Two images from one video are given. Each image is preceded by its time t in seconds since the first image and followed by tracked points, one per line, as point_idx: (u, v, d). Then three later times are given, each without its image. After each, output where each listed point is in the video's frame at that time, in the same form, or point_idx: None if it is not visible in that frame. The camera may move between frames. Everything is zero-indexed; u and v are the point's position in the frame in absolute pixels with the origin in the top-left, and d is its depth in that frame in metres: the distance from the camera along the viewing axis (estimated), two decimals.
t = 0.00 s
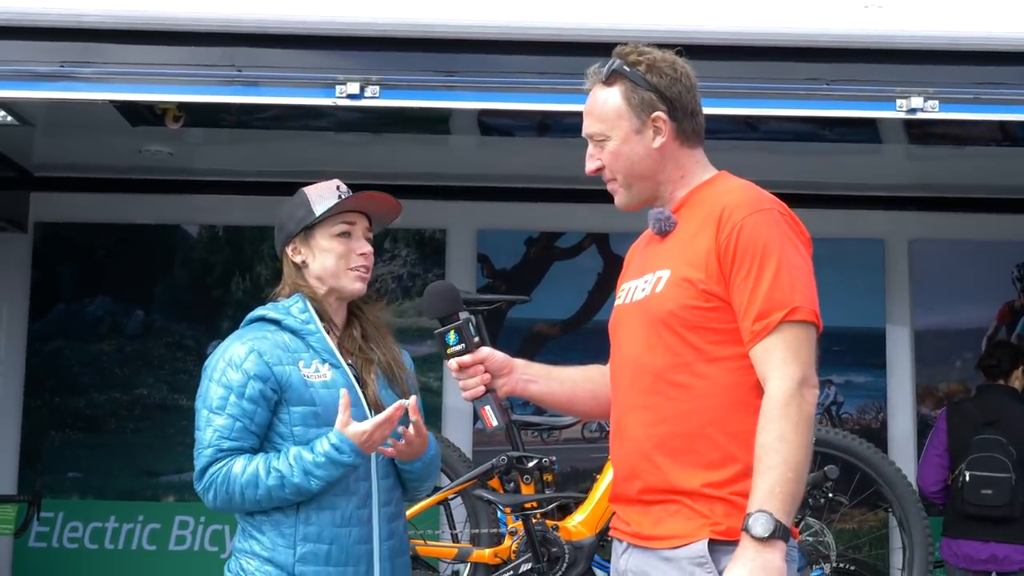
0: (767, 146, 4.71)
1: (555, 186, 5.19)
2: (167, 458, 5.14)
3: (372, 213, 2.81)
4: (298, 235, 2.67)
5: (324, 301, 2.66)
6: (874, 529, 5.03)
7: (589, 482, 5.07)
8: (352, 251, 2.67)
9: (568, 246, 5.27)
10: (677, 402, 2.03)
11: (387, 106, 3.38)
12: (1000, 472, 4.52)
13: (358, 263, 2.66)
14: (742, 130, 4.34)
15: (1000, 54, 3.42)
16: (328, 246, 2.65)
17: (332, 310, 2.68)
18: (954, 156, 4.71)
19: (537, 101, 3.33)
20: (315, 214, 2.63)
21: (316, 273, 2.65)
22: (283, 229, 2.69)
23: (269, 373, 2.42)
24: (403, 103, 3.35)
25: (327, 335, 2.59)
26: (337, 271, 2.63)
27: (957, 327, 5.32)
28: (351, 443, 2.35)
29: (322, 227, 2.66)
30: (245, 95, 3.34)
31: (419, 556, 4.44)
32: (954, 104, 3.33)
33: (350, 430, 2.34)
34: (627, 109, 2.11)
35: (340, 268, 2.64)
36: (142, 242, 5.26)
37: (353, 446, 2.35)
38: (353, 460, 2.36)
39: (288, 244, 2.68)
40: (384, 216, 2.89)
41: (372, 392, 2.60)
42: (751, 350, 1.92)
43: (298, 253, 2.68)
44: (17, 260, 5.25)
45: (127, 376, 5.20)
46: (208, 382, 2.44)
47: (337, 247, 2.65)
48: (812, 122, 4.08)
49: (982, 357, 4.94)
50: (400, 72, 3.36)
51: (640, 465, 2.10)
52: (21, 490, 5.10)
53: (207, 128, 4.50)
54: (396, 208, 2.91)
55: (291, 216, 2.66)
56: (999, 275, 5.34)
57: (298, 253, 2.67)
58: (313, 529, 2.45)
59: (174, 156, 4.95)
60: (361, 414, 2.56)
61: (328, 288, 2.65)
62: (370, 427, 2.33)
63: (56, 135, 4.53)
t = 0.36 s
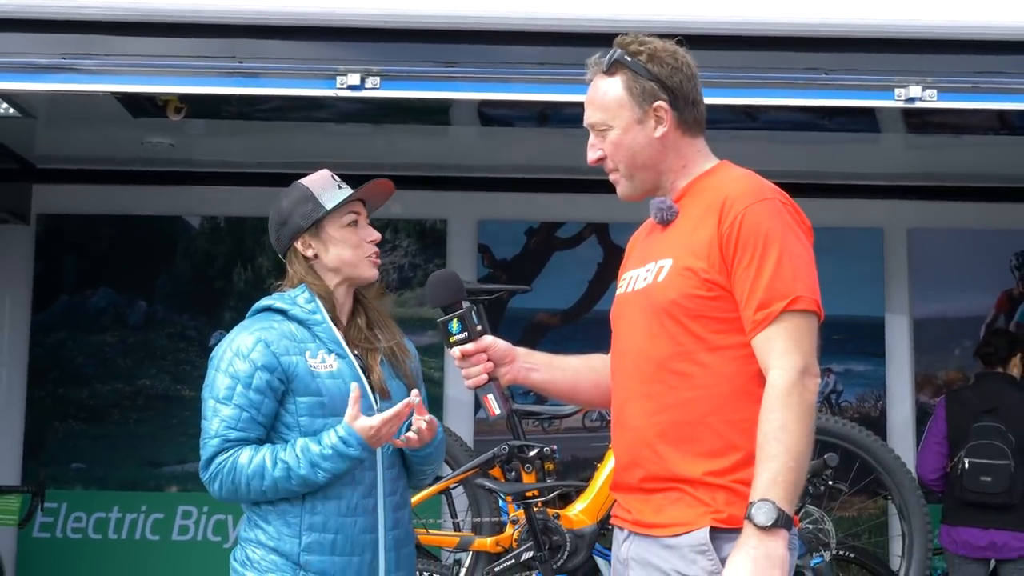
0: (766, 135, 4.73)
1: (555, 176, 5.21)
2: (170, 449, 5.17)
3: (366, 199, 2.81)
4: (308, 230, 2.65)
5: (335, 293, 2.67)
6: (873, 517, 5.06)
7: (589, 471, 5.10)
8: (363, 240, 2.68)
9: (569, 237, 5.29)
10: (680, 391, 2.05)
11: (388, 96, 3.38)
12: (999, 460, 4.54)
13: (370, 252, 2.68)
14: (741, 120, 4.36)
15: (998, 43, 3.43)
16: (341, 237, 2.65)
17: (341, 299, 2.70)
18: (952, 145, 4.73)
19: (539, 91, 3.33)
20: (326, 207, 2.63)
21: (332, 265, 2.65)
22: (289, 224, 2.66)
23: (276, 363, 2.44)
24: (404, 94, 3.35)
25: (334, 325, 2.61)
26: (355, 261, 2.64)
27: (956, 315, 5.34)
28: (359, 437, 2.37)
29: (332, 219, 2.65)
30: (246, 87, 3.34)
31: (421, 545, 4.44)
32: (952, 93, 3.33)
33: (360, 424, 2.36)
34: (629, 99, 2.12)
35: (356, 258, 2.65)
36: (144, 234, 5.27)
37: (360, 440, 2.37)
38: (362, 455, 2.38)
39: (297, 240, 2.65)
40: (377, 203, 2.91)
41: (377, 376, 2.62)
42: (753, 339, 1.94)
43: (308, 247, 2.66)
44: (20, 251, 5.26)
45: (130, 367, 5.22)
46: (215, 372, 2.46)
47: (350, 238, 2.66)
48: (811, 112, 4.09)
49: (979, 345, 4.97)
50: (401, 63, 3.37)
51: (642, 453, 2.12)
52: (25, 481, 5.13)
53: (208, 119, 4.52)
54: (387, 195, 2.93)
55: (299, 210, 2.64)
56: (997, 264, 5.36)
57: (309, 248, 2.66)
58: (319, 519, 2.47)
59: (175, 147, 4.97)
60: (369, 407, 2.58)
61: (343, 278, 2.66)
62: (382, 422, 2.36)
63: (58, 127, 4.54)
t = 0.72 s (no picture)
0: (769, 133, 4.72)
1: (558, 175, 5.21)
2: (174, 447, 5.18)
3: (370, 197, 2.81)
4: (312, 227, 2.65)
5: (339, 291, 2.67)
6: (878, 513, 5.05)
7: (593, 469, 5.10)
8: (366, 238, 2.68)
9: (572, 234, 5.29)
10: (685, 388, 2.05)
11: (391, 95, 3.39)
12: (1003, 456, 4.56)
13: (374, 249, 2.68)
14: (744, 117, 4.36)
15: (1001, 39, 3.43)
16: (345, 235, 2.65)
17: (344, 298, 2.69)
18: (955, 141, 4.73)
19: (542, 90, 3.35)
20: (330, 205, 2.63)
21: (335, 264, 2.65)
22: (293, 222, 2.66)
23: (283, 362, 2.44)
24: (407, 92, 3.35)
25: (338, 323, 2.62)
26: (358, 259, 2.64)
27: (960, 311, 5.33)
28: (368, 437, 2.38)
29: (335, 218, 2.66)
30: (250, 86, 3.37)
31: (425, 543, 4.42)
32: (956, 89, 3.36)
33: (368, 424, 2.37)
34: (634, 96, 2.12)
35: (360, 257, 2.65)
36: (147, 233, 5.28)
37: (369, 440, 2.38)
38: (370, 455, 2.39)
39: (301, 237, 2.66)
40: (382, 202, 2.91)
41: (382, 376, 2.63)
42: (758, 336, 1.94)
43: (312, 246, 2.66)
44: (23, 251, 5.26)
45: (134, 365, 5.22)
46: (221, 371, 2.46)
47: (353, 236, 2.66)
48: (815, 109, 4.09)
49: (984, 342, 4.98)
50: (403, 61, 3.37)
51: (646, 451, 2.12)
52: (29, 480, 5.13)
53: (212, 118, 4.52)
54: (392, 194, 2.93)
55: (302, 209, 2.64)
56: (1000, 260, 5.36)
57: (313, 246, 2.66)
58: (328, 517, 2.48)
59: (179, 146, 4.97)
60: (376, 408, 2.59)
61: (346, 277, 2.66)
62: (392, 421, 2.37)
63: (61, 126, 4.54)
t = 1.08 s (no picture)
0: (772, 136, 4.77)
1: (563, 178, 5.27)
2: (183, 447, 5.23)
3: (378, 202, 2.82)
4: (319, 230, 2.66)
5: (344, 293, 2.69)
6: (879, 513, 5.10)
7: (597, 468, 5.16)
8: (372, 241, 2.68)
9: (577, 236, 5.34)
10: (690, 389, 2.09)
11: (398, 99, 3.43)
12: (1005, 456, 4.59)
13: (379, 253, 2.69)
14: (747, 121, 4.41)
15: (1002, 44, 3.47)
16: (351, 239, 2.66)
17: (350, 301, 2.72)
18: (957, 144, 4.77)
19: (548, 93, 3.38)
20: (337, 208, 2.64)
21: (340, 267, 2.66)
22: (301, 224, 2.67)
23: (292, 363, 2.44)
24: (415, 97, 3.40)
25: (345, 324, 2.65)
26: (363, 263, 2.65)
27: (961, 313, 5.38)
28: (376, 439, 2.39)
29: (342, 221, 2.67)
30: (258, 91, 3.40)
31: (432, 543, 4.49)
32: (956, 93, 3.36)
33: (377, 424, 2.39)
34: (642, 101, 2.16)
35: (364, 260, 2.66)
36: (157, 235, 5.33)
37: (377, 440, 2.39)
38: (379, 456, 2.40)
39: (308, 240, 2.67)
40: (390, 207, 2.92)
41: (390, 378, 2.66)
42: (762, 338, 1.98)
43: (318, 248, 2.68)
44: (34, 253, 5.31)
45: (144, 366, 5.27)
46: (230, 373, 2.46)
47: (359, 240, 2.67)
48: (817, 112, 4.14)
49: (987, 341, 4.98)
50: (410, 67, 3.41)
51: (651, 450, 2.16)
52: (40, 480, 5.18)
53: (220, 122, 4.57)
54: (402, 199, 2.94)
55: (309, 212, 2.66)
56: (1001, 262, 5.39)
57: (319, 248, 2.67)
58: (336, 517, 2.47)
59: (188, 150, 5.02)
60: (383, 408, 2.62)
61: (352, 280, 2.68)
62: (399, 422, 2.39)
63: (72, 130, 4.60)
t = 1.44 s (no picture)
0: (773, 138, 4.81)
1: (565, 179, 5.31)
2: (188, 445, 5.26)
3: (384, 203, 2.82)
4: (321, 230, 2.67)
5: (345, 293, 2.69)
6: (878, 512, 5.14)
7: (598, 467, 5.21)
8: (373, 244, 2.68)
9: (578, 237, 5.38)
10: (694, 390, 2.13)
11: (402, 101, 3.47)
12: (1001, 455, 4.65)
13: (380, 255, 2.68)
14: (747, 123, 4.45)
15: (1000, 47, 3.51)
16: (351, 241, 2.66)
17: (352, 301, 2.72)
18: (955, 146, 4.81)
19: (551, 95, 3.42)
20: (337, 209, 2.64)
21: (341, 267, 2.66)
22: (303, 223, 2.69)
23: (296, 363, 2.46)
24: (420, 99, 3.44)
25: (348, 325, 2.66)
26: (362, 264, 2.65)
27: (960, 313, 5.41)
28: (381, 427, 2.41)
29: (344, 222, 2.67)
30: (264, 93, 3.44)
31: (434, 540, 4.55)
32: (954, 95, 3.42)
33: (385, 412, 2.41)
34: (645, 104, 2.20)
35: (365, 261, 2.66)
36: (162, 235, 5.37)
37: (383, 427, 2.40)
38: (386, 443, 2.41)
39: (310, 239, 2.68)
40: (396, 207, 2.92)
41: (393, 374, 2.68)
42: (766, 340, 2.02)
43: (320, 248, 2.69)
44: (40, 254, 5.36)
45: (149, 365, 5.31)
46: (236, 373, 2.47)
47: (360, 241, 2.67)
48: (817, 114, 4.18)
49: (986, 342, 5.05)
50: (414, 69, 3.45)
51: (655, 450, 2.20)
52: (47, 478, 5.22)
53: (225, 123, 4.61)
54: (408, 200, 2.94)
55: (312, 212, 2.67)
56: (999, 263, 5.43)
57: (320, 248, 2.68)
58: (339, 514, 2.48)
59: (193, 151, 5.06)
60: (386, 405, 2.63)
61: (351, 281, 2.68)
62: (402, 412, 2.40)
63: (79, 131, 4.64)
